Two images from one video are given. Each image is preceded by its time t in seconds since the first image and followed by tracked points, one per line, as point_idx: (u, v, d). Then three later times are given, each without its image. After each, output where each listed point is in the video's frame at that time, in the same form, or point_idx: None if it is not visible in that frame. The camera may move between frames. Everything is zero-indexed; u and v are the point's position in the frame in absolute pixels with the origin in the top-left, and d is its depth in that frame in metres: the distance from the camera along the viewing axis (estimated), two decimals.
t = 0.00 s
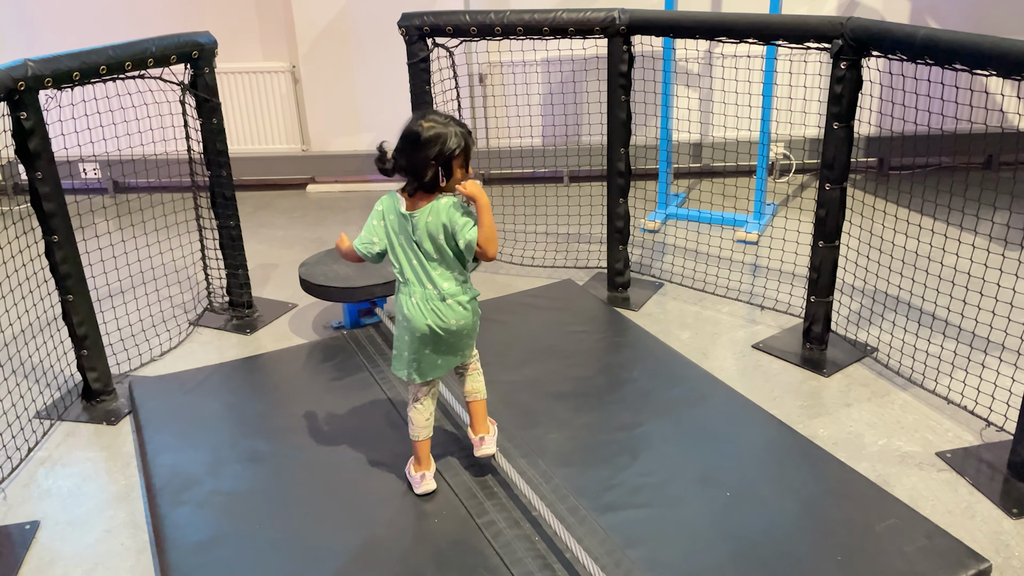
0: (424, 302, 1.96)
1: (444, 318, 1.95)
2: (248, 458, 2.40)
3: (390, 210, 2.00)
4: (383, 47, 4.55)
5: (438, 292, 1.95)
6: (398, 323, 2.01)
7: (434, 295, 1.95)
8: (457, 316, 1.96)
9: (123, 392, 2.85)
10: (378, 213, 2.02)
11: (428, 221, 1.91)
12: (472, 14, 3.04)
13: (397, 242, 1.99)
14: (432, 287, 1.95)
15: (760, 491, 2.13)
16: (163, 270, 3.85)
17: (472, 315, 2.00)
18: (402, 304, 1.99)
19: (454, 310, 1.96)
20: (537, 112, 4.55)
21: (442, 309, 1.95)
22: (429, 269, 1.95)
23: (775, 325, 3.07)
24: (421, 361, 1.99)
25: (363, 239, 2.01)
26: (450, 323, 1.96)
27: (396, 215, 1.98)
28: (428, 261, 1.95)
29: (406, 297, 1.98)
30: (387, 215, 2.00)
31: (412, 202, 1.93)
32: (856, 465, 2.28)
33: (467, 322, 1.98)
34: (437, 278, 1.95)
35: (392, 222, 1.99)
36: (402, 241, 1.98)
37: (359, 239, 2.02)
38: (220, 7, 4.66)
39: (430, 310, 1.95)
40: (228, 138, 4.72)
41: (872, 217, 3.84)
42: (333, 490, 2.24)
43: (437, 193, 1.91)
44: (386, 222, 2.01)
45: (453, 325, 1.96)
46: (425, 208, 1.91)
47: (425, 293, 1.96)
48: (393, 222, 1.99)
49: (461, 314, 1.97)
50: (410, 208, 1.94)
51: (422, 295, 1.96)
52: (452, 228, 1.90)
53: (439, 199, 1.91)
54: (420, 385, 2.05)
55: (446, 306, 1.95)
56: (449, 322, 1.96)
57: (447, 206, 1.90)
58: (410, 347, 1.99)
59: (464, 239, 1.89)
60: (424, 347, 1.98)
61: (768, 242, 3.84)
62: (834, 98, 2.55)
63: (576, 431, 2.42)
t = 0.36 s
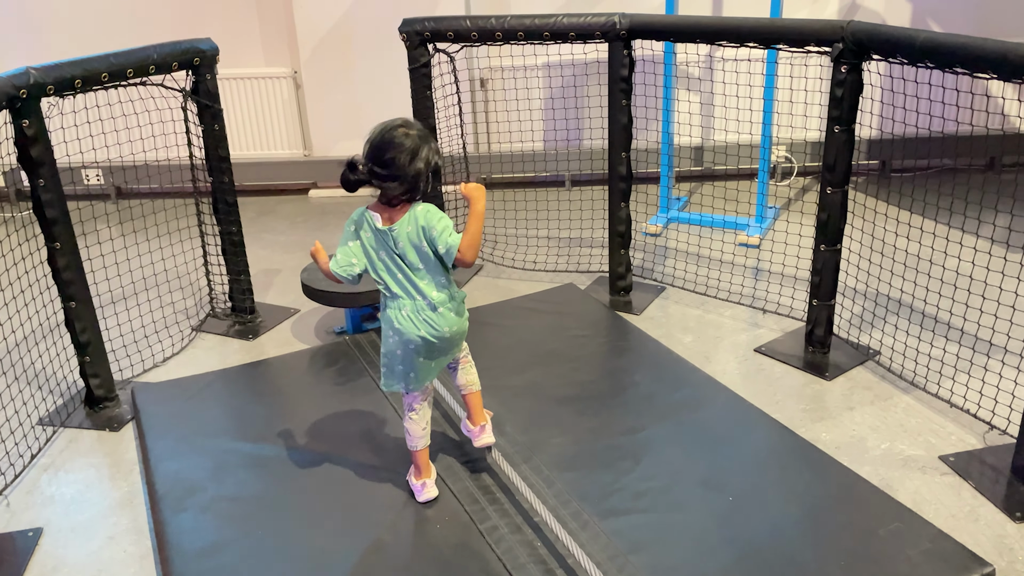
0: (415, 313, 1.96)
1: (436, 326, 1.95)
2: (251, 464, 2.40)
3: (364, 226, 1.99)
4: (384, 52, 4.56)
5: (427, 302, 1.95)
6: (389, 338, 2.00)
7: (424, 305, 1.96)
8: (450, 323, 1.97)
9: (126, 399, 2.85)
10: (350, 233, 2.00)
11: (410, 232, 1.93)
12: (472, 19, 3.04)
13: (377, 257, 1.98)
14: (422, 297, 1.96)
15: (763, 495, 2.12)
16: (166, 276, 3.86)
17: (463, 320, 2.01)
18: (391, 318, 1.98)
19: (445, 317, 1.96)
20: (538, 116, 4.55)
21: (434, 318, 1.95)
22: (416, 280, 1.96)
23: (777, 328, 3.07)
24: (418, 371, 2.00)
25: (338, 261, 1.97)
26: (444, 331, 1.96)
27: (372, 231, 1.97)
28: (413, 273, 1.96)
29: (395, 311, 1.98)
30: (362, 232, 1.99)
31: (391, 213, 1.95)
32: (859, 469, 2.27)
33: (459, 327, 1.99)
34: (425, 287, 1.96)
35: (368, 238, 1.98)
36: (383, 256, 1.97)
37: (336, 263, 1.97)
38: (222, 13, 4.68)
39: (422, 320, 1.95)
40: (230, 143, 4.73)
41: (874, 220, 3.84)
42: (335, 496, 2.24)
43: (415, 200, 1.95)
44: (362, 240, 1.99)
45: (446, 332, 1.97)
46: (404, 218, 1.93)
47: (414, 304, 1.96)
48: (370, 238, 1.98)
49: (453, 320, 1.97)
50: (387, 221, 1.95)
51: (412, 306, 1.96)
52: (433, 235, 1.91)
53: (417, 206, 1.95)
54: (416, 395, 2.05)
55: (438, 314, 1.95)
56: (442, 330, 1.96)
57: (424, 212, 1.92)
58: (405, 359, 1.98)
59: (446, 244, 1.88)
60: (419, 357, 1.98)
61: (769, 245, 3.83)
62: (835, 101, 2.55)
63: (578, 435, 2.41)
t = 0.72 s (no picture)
0: (430, 321, 1.96)
1: (452, 334, 1.96)
2: (254, 471, 2.41)
3: (377, 237, 1.98)
4: (386, 60, 4.58)
5: (442, 310, 1.96)
6: (402, 348, 1.99)
7: (439, 313, 1.96)
8: (464, 330, 1.97)
9: (129, 406, 2.86)
10: (362, 246, 2.00)
11: (425, 237, 1.94)
12: (473, 26, 3.05)
13: (391, 267, 1.98)
14: (437, 305, 1.96)
15: (765, 501, 2.13)
16: (168, 283, 3.87)
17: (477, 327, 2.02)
18: (405, 327, 1.98)
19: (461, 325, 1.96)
20: (539, 123, 4.57)
21: (448, 326, 1.95)
22: (431, 287, 1.97)
23: (779, 333, 3.08)
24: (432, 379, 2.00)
25: (353, 273, 1.98)
26: (457, 338, 1.96)
27: (385, 241, 1.97)
28: (427, 280, 1.97)
29: (409, 320, 1.98)
30: (374, 243, 1.99)
31: (404, 220, 1.94)
32: (861, 474, 2.27)
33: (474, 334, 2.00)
34: (439, 295, 1.97)
35: (380, 249, 1.98)
36: (398, 265, 1.97)
37: (350, 276, 1.98)
38: (223, 21, 4.70)
39: (436, 327, 1.95)
40: (232, 150, 4.75)
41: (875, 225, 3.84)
42: (338, 503, 2.24)
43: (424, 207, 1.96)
44: (374, 251, 1.99)
45: (460, 340, 1.97)
46: (418, 223, 1.94)
47: (429, 313, 1.96)
48: (382, 248, 1.98)
49: (467, 328, 1.97)
50: (401, 230, 1.94)
51: (426, 314, 1.96)
52: (450, 238, 1.94)
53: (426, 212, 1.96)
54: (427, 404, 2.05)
55: (452, 321, 1.95)
56: (457, 337, 1.96)
57: (441, 217, 1.94)
58: (419, 367, 1.98)
59: (466, 243, 1.92)
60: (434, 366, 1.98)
61: (770, 250, 3.84)
62: (835, 107, 2.56)
63: (580, 441, 2.42)
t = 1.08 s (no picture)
0: (451, 303, 1.99)
1: (471, 320, 1.99)
2: (255, 477, 2.40)
3: (411, 215, 1.99)
4: (387, 64, 4.58)
5: (464, 294, 2.00)
6: (419, 328, 2.01)
7: (462, 297, 2.00)
8: (482, 317, 2.01)
9: (130, 411, 2.86)
10: (395, 221, 2.00)
11: (460, 221, 1.98)
12: (474, 30, 3.05)
13: (421, 247, 2.00)
14: (460, 289, 2.00)
15: (768, 505, 2.12)
16: (170, 288, 3.87)
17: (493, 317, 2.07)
18: (425, 307, 2.00)
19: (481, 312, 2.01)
20: (539, 126, 4.57)
21: (469, 310, 1.99)
22: (455, 271, 2.00)
23: (781, 336, 3.07)
24: (445, 363, 2.01)
25: (385, 248, 1.97)
26: (475, 324, 2.00)
27: (420, 219, 1.99)
28: (453, 263, 2.01)
29: (430, 300, 2.00)
30: (408, 220, 1.99)
31: (442, 200, 1.97)
32: (863, 477, 2.27)
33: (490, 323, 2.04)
34: (462, 278, 2.00)
35: (414, 227, 1.99)
36: (428, 246, 2.00)
37: (382, 251, 1.97)
38: (224, 26, 4.70)
39: (456, 310, 1.99)
40: (232, 155, 4.75)
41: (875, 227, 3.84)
42: (340, 508, 2.23)
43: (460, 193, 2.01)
44: (407, 228, 2.00)
45: (477, 326, 2.01)
46: (455, 207, 1.98)
47: (452, 295, 1.99)
48: (417, 227, 1.99)
49: (485, 315, 2.02)
50: (437, 211, 1.97)
51: (448, 297, 1.99)
52: (482, 227, 2.00)
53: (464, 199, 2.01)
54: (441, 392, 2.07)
55: (472, 307, 2.00)
56: (476, 323, 2.00)
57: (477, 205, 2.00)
58: (434, 349, 2.00)
59: (499, 235, 2.00)
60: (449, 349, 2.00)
61: (772, 253, 3.84)
62: (836, 110, 2.56)
63: (582, 446, 2.41)
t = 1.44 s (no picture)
0: (461, 284, 2.05)
1: (480, 300, 2.05)
2: (257, 478, 2.40)
3: (426, 198, 2.02)
4: (388, 65, 4.58)
5: (475, 275, 2.05)
6: (430, 307, 2.08)
7: (473, 278, 2.05)
8: (490, 298, 2.07)
9: (133, 412, 2.86)
10: (412, 204, 2.02)
11: (473, 199, 2.03)
12: (476, 31, 3.05)
13: (435, 229, 2.04)
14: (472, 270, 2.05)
15: (772, 506, 2.11)
16: (172, 289, 3.87)
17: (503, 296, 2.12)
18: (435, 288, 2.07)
19: (491, 292, 2.07)
20: (542, 128, 4.57)
21: (477, 292, 2.05)
22: (467, 252, 2.05)
23: (784, 337, 3.06)
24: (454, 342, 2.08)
25: (408, 235, 1.97)
26: (483, 304, 2.06)
27: (436, 202, 2.02)
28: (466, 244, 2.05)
29: (441, 281, 2.06)
30: (423, 203, 2.02)
31: (452, 178, 2.02)
32: (867, 478, 2.26)
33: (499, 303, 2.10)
34: (471, 260, 2.05)
35: (429, 211, 2.02)
36: (443, 228, 2.04)
37: (404, 239, 1.97)
38: (226, 27, 4.71)
39: (464, 292, 2.04)
40: (235, 156, 4.75)
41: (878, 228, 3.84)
42: (342, 509, 2.23)
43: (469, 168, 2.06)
44: (424, 211, 2.02)
45: (485, 307, 2.06)
46: (467, 185, 2.03)
47: (462, 276, 2.05)
48: (432, 209, 2.02)
49: (493, 295, 2.07)
50: (450, 191, 2.02)
51: (458, 278, 2.05)
52: (496, 201, 2.06)
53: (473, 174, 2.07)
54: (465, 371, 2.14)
55: (481, 287, 2.05)
56: (484, 303, 2.06)
57: (489, 178, 2.06)
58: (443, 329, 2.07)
59: (517, 203, 2.06)
60: (457, 329, 2.06)
61: (774, 254, 3.83)
62: (839, 110, 2.55)
63: (585, 447, 2.41)
